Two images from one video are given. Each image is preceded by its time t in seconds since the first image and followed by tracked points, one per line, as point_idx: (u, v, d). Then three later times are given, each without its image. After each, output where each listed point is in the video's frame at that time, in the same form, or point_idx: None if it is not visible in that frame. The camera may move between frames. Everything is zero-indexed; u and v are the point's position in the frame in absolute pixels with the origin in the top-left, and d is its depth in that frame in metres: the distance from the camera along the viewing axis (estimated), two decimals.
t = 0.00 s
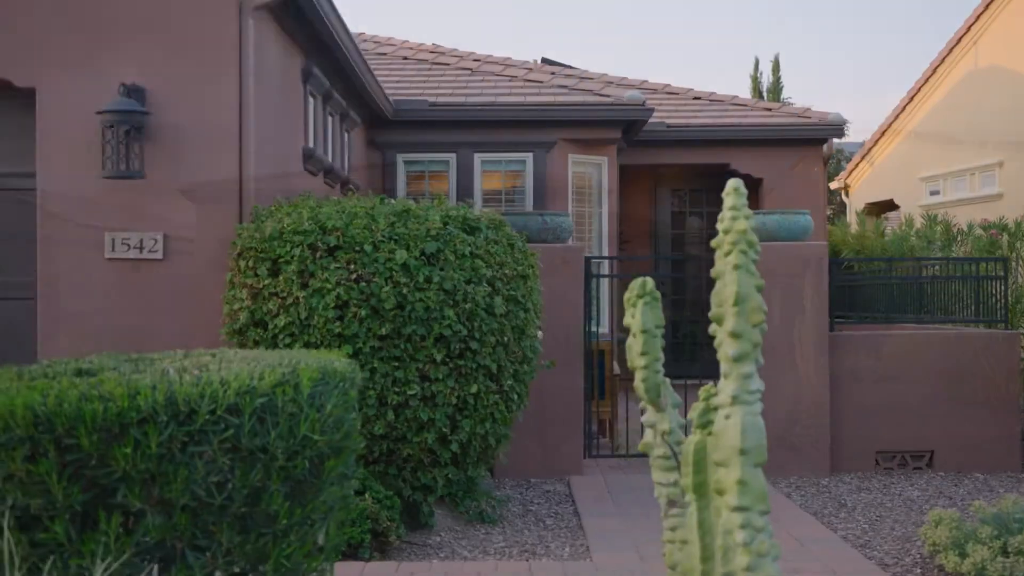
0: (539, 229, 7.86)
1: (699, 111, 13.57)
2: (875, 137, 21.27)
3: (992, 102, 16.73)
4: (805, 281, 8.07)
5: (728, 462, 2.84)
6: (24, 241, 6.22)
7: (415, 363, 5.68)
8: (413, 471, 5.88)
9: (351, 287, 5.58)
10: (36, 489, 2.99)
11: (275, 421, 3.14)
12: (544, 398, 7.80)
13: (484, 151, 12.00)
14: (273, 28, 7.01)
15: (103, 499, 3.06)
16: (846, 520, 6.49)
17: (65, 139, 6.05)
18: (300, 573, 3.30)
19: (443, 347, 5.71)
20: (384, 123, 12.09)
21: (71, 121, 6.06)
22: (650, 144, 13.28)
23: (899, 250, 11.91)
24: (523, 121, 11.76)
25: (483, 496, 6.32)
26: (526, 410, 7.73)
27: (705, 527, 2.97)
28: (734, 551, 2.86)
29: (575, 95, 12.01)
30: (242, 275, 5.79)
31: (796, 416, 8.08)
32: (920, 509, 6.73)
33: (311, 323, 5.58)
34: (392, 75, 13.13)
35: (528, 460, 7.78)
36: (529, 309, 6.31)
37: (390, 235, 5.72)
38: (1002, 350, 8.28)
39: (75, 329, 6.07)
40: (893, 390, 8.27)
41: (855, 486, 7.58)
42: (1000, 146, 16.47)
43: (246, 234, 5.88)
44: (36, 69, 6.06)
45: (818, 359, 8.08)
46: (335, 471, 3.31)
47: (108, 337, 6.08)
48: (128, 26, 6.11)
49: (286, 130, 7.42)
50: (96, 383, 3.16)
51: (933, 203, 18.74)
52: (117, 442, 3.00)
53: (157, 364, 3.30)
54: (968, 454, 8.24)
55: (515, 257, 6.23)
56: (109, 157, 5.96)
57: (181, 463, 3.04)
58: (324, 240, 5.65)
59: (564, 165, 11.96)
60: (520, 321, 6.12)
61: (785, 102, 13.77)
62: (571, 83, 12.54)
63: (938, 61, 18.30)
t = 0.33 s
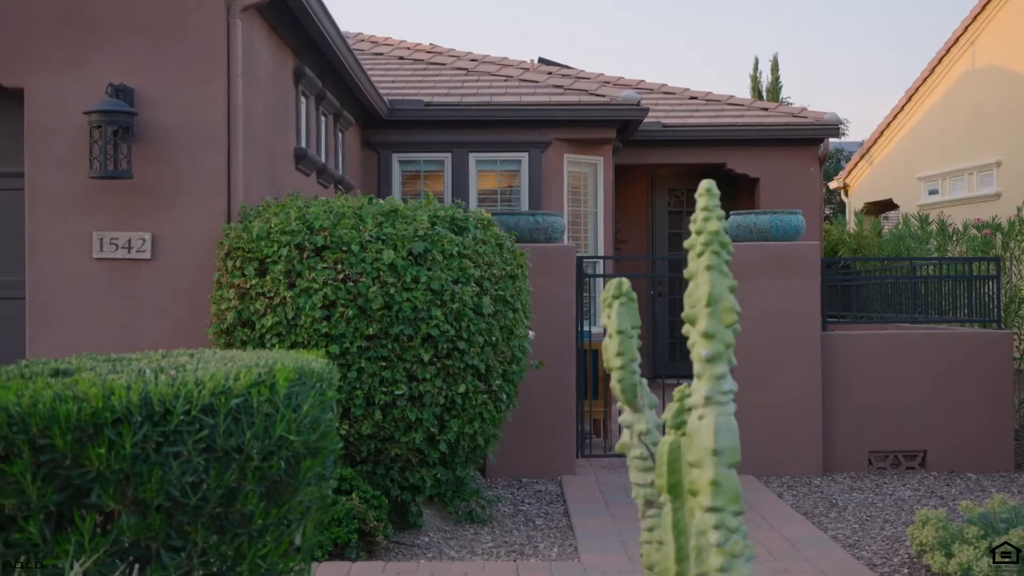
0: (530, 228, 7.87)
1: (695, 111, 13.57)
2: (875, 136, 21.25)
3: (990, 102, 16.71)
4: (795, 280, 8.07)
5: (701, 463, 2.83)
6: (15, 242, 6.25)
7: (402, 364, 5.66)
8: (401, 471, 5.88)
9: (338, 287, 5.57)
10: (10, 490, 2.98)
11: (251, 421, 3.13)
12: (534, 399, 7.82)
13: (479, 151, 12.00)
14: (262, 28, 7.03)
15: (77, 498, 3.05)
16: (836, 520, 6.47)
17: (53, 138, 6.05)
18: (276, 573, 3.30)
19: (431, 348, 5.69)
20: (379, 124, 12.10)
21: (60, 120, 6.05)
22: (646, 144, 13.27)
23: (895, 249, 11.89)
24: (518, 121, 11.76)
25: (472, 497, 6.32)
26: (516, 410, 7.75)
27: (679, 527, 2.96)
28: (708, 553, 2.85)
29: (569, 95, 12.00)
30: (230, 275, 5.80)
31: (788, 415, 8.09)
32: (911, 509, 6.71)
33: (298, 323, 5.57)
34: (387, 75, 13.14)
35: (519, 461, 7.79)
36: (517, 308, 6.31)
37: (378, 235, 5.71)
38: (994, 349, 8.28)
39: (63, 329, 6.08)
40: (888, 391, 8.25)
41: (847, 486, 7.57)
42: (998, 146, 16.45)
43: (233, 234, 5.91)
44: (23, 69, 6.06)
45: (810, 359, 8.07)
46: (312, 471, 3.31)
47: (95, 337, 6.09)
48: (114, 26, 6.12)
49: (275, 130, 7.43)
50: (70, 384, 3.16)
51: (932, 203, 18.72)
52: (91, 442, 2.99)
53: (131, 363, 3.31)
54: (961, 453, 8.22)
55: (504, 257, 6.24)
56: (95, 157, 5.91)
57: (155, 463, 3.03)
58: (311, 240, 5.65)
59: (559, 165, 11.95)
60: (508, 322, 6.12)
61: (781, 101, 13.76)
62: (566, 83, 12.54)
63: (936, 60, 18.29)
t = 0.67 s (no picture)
0: (521, 228, 7.89)
1: (690, 111, 13.56)
2: (874, 135, 21.22)
3: (988, 101, 16.70)
4: (787, 279, 8.07)
5: (674, 463, 2.83)
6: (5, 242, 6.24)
7: (389, 363, 5.65)
8: (389, 471, 5.87)
9: (325, 287, 5.57)
10: None
11: (226, 421, 3.13)
12: (523, 399, 7.82)
13: (473, 151, 11.99)
14: (251, 28, 7.03)
15: (52, 498, 3.06)
16: (826, 519, 6.47)
17: (41, 138, 6.04)
18: (253, 574, 3.29)
19: (418, 348, 5.69)
20: (374, 123, 12.09)
21: (48, 120, 6.05)
22: (641, 144, 13.26)
23: (890, 249, 11.87)
24: (512, 121, 11.75)
25: (461, 497, 6.31)
26: (504, 410, 7.75)
27: (653, 527, 2.95)
28: (682, 553, 2.84)
29: (564, 95, 12.00)
30: (217, 275, 5.80)
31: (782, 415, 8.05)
32: (901, 509, 6.70)
33: (284, 323, 5.56)
34: (383, 75, 13.13)
35: (509, 462, 7.79)
36: (506, 308, 6.31)
37: (365, 235, 5.72)
38: (987, 350, 8.27)
39: (50, 329, 6.08)
40: (879, 390, 8.24)
41: (839, 486, 7.56)
42: (996, 146, 16.43)
43: (220, 234, 5.90)
44: (10, 68, 6.05)
45: (802, 358, 8.06)
46: (289, 471, 3.30)
47: (82, 336, 6.09)
48: (102, 25, 6.11)
49: (265, 130, 7.43)
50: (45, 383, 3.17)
51: (930, 202, 18.69)
52: (64, 443, 2.99)
53: (108, 363, 3.31)
54: (953, 454, 8.21)
55: (492, 257, 6.25)
56: (83, 157, 5.90)
57: (129, 463, 3.03)
58: (298, 240, 5.64)
59: (553, 164, 11.94)
60: (496, 321, 6.12)
61: (777, 101, 13.75)
62: (561, 82, 12.53)
63: (934, 60, 18.29)
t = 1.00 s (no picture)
0: (512, 228, 7.89)
1: (686, 111, 13.55)
2: (872, 135, 21.21)
3: (986, 101, 16.67)
4: (779, 279, 8.04)
5: (647, 463, 2.82)
6: None
7: (376, 363, 5.64)
8: (376, 472, 5.86)
9: (311, 287, 5.56)
10: None
11: (201, 421, 3.11)
12: (513, 399, 7.80)
13: (468, 151, 11.98)
14: (240, 27, 7.01)
15: (25, 499, 3.04)
16: (815, 519, 6.47)
17: (29, 138, 6.03)
18: (230, 574, 3.29)
19: (405, 348, 5.68)
20: (368, 123, 12.08)
21: (36, 120, 6.04)
22: (637, 144, 13.26)
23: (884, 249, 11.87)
24: (506, 121, 11.74)
25: (449, 497, 6.30)
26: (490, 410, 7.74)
27: (627, 526, 2.94)
28: (655, 553, 2.83)
29: (559, 95, 11.96)
30: (203, 275, 5.77)
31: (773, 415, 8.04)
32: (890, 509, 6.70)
33: (271, 323, 5.55)
34: (378, 74, 13.12)
35: (499, 462, 7.78)
36: (493, 308, 6.31)
37: (352, 235, 5.71)
38: (979, 350, 8.25)
39: (38, 328, 6.08)
40: (871, 391, 8.22)
41: (829, 486, 7.56)
42: (993, 146, 16.41)
43: (207, 234, 5.88)
44: None
45: (793, 358, 8.05)
46: (264, 471, 3.29)
47: (70, 336, 6.08)
48: (90, 24, 6.11)
49: (255, 129, 7.42)
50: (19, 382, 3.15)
51: (927, 202, 18.68)
52: (37, 442, 2.98)
53: (83, 364, 3.29)
54: (945, 454, 8.20)
55: (480, 257, 6.25)
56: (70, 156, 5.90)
57: (103, 464, 3.02)
58: (284, 240, 5.63)
59: (547, 164, 11.93)
60: (484, 321, 6.12)
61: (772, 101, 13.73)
62: (555, 82, 12.52)
63: (932, 60, 18.28)
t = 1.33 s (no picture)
0: (503, 227, 7.91)
1: (681, 111, 13.54)
2: (870, 135, 21.20)
3: (983, 101, 16.65)
4: (770, 279, 8.03)
5: (620, 462, 2.80)
6: None
7: (363, 363, 5.63)
8: (363, 472, 5.84)
9: (297, 287, 5.55)
10: None
11: (175, 421, 3.10)
12: (503, 399, 7.79)
13: (462, 151, 11.96)
14: (228, 27, 7.00)
15: None
16: (803, 519, 6.47)
17: (16, 137, 6.03)
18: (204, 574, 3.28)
19: (391, 348, 5.67)
20: (363, 123, 12.06)
21: (23, 120, 6.03)
22: (632, 143, 13.25)
23: (879, 249, 11.86)
24: (501, 120, 11.73)
25: (437, 497, 6.28)
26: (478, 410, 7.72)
27: (601, 526, 2.92)
28: (628, 554, 2.82)
29: (553, 95, 11.93)
30: (189, 274, 5.75)
31: (765, 415, 8.02)
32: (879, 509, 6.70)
33: (256, 323, 5.53)
34: (372, 74, 13.11)
35: (489, 462, 7.77)
36: (481, 309, 6.30)
37: (338, 235, 5.70)
38: (972, 350, 8.24)
39: (25, 329, 6.07)
40: (863, 392, 8.21)
41: (820, 486, 7.56)
42: (991, 145, 16.40)
43: (193, 234, 5.86)
44: None
45: (785, 359, 8.03)
46: (239, 471, 3.28)
47: (56, 337, 6.07)
48: (76, 24, 6.09)
49: (244, 129, 7.41)
50: None
51: (924, 202, 18.69)
52: (8, 443, 2.96)
53: (57, 364, 3.27)
54: (937, 454, 8.18)
55: (468, 257, 6.25)
56: (56, 156, 5.89)
57: (76, 464, 3.00)
58: (270, 240, 5.62)
59: (542, 164, 11.92)
60: (471, 321, 6.12)
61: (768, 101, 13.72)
62: (550, 82, 12.50)
63: (929, 59, 18.27)
